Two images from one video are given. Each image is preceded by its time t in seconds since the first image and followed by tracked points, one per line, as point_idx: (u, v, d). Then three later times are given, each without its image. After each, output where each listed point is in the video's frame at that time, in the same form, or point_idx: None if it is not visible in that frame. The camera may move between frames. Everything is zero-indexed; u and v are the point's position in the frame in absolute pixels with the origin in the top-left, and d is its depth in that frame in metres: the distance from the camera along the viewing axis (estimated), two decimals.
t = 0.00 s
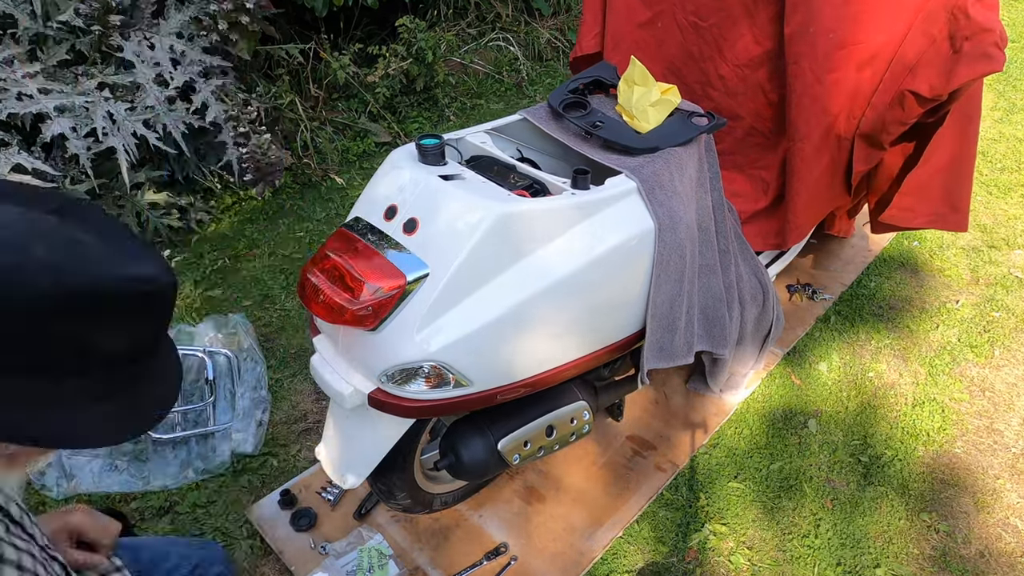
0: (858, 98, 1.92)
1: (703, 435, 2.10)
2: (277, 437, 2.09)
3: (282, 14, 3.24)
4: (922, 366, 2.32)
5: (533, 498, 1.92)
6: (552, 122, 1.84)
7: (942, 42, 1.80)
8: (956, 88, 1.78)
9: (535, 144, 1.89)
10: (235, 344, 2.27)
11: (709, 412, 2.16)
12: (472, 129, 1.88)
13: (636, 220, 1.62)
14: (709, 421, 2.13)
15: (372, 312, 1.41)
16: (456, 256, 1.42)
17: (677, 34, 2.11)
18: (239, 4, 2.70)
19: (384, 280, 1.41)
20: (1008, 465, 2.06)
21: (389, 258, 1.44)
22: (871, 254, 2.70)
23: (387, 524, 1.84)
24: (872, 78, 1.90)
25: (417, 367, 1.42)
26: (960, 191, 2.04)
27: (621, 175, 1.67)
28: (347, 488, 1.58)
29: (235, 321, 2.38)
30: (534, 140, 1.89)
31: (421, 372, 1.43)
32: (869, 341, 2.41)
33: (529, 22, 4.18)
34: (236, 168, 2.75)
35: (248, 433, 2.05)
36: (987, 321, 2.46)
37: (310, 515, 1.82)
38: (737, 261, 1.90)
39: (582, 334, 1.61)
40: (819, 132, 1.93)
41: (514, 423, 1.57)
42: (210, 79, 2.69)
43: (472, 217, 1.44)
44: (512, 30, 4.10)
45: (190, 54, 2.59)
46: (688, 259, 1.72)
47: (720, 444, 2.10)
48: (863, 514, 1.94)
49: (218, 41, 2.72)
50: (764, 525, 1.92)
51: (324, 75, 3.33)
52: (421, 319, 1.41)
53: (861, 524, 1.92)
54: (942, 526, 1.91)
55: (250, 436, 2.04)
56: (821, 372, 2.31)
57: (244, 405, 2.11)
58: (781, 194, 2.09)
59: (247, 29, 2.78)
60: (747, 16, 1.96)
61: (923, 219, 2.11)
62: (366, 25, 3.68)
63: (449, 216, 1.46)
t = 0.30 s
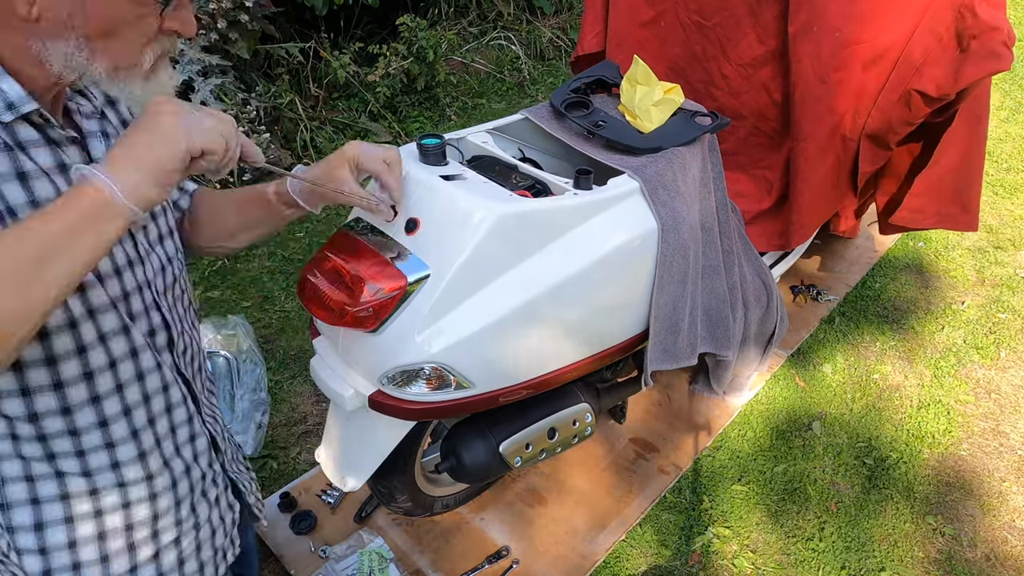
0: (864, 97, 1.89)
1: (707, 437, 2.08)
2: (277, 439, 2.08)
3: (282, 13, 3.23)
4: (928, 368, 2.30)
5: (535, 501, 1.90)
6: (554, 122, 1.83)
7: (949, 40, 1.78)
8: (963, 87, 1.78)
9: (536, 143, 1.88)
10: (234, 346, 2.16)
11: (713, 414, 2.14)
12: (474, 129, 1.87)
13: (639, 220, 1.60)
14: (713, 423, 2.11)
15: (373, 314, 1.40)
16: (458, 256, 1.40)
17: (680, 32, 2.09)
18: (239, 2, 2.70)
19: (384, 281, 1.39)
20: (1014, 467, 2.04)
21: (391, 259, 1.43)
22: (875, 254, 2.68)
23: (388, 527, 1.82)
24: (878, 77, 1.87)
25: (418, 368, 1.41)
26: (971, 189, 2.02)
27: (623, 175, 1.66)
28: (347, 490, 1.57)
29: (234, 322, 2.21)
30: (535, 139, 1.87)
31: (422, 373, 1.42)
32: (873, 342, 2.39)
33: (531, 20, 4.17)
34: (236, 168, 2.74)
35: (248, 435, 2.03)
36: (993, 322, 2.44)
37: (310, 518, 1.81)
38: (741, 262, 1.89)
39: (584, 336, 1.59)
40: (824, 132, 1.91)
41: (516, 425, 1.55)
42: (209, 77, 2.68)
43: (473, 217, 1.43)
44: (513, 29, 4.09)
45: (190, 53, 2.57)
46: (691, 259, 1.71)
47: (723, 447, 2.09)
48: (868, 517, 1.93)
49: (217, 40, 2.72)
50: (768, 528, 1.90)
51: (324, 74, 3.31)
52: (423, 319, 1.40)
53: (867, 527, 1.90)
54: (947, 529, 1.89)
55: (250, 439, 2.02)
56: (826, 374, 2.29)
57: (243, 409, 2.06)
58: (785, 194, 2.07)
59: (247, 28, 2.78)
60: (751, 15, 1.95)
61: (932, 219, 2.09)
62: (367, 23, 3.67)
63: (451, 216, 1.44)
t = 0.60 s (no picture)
0: (869, 96, 1.88)
1: (711, 440, 2.06)
2: (276, 443, 2.06)
3: (282, 12, 3.21)
4: (934, 370, 2.28)
5: (537, 505, 1.88)
6: (556, 122, 1.81)
7: (954, 38, 1.75)
8: (969, 86, 1.74)
9: (538, 143, 1.86)
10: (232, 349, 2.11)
11: (717, 417, 2.12)
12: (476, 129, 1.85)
13: (643, 221, 1.58)
14: (717, 425, 2.09)
15: (374, 315, 1.38)
16: (460, 257, 1.39)
17: (684, 31, 2.07)
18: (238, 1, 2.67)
19: (384, 283, 1.37)
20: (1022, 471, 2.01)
21: (392, 261, 1.41)
22: (881, 255, 2.65)
23: (388, 531, 1.81)
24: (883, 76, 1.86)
25: (419, 371, 1.39)
26: (976, 188, 2.00)
27: (627, 176, 1.64)
28: (348, 494, 1.55)
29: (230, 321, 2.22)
30: (537, 139, 1.85)
31: (424, 376, 1.40)
32: (880, 344, 2.36)
33: (534, 19, 4.15)
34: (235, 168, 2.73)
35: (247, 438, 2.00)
36: (1000, 324, 2.42)
37: (310, 522, 1.79)
38: (745, 263, 1.87)
39: (587, 339, 1.57)
40: (829, 131, 1.89)
41: (518, 428, 1.54)
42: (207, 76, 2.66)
43: (475, 218, 1.41)
44: (516, 27, 4.07)
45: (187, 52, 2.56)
46: (696, 261, 1.69)
47: (728, 450, 2.07)
48: (874, 521, 1.90)
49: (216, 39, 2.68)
50: (773, 532, 1.88)
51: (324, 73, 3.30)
52: (424, 322, 1.38)
53: (872, 531, 1.88)
54: (954, 533, 1.87)
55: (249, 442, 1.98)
56: (831, 376, 2.27)
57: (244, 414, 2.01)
58: (791, 195, 2.05)
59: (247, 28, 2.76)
60: (755, 14, 1.93)
61: (937, 220, 2.07)
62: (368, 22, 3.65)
63: (452, 217, 1.42)
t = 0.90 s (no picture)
0: (875, 96, 1.85)
1: (716, 443, 2.03)
2: (276, 445, 2.05)
3: (282, 10, 3.19)
4: (940, 372, 2.26)
5: (539, 508, 1.86)
6: (559, 121, 1.79)
7: (960, 38, 1.76)
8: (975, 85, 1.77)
9: (540, 143, 1.84)
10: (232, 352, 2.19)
11: (721, 419, 2.09)
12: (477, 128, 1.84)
13: (646, 222, 1.57)
14: (720, 428, 2.07)
15: (374, 317, 1.37)
16: (461, 258, 1.37)
17: (687, 31, 2.05)
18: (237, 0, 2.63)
19: (386, 284, 1.36)
20: None
21: (392, 262, 1.39)
22: (887, 256, 2.63)
23: (389, 534, 1.79)
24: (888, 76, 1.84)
25: (420, 373, 1.38)
26: (981, 190, 1.98)
27: (630, 176, 1.62)
28: (348, 497, 1.53)
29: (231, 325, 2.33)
30: (539, 139, 1.83)
31: (424, 378, 1.39)
32: (885, 346, 2.34)
33: (536, 18, 4.14)
34: (234, 167, 2.73)
35: (245, 441, 1.98)
36: (1006, 325, 2.40)
37: (311, 525, 1.77)
38: (749, 264, 1.85)
39: (590, 340, 1.56)
40: (833, 132, 1.87)
41: (521, 430, 1.52)
42: (206, 75, 2.66)
43: (476, 219, 1.39)
44: (518, 26, 4.05)
45: (187, 51, 2.54)
46: (699, 262, 1.67)
47: (732, 453, 2.05)
48: (879, 524, 1.88)
49: (214, 38, 2.66)
50: (777, 535, 1.86)
51: (324, 73, 3.30)
52: (425, 323, 1.37)
53: (878, 534, 1.86)
54: (960, 536, 1.85)
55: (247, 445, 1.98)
56: (836, 378, 2.25)
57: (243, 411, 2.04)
58: (795, 195, 2.03)
59: (246, 27, 2.72)
60: (759, 13, 1.91)
61: (944, 220, 2.04)
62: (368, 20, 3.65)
63: (454, 217, 1.41)
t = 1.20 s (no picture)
0: (882, 96, 1.83)
1: (720, 446, 2.02)
2: (276, 448, 2.03)
3: (282, 9, 3.19)
4: (947, 375, 2.24)
5: (542, 512, 1.84)
6: (562, 120, 1.77)
7: (970, 36, 1.71)
8: (985, 85, 1.71)
9: (543, 143, 1.83)
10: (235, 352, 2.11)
11: (725, 422, 2.07)
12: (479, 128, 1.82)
13: (649, 222, 1.55)
14: (725, 431, 2.05)
15: (375, 318, 1.35)
16: (462, 258, 1.36)
17: (692, 29, 2.04)
18: None
19: (387, 285, 1.34)
20: None
21: (393, 263, 1.37)
22: (893, 257, 2.60)
23: (390, 539, 1.77)
24: (896, 75, 1.82)
25: (421, 375, 1.36)
26: (993, 190, 1.95)
27: (634, 175, 1.60)
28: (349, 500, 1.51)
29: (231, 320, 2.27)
30: (542, 139, 1.82)
31: (425, 380, 1.37)
32: (892, 348, 2.32)
33: (538, 16, 4.12)
34: (233, 167, 2.71)
35: (250, 439, 1.98)
36: (1015, 327, 2.37)
37: (311, 529, 1.76)
38: (754, 265, 1.83)
39: (593, 343, 1.54)
40: (840, 131, 1.85)
41: (523, 433, 1.50)
42: (205, 74, 2.66)
43: (478, 219, 1.38)
44: (520, 25, 4.03)
45: (185, 50, 2.54)
46: (703, 263, 1.65)
47: (736, 456, 2.03)
48: (885, 528, 1.86)
49: (214, 36, 2.66)
50: (783, 539, 1.84)
51: (324, 72, 3.29)
52: (426, 325, 1.35)
53: (884, 538, 1.84)
54: (967, 540, 1.83)
55: (254, 442, 1.98)
56: (842, 381, 2.22)
57: (247, 412, 2.02)
58: (801, 195, 2.01)
59: (244, 24, 2.72)
60: (765, 11, 1.89)
61: (954, 220, 2.02)
62: (369, 19, 3.64)
63: (455, 218, 1.39)
